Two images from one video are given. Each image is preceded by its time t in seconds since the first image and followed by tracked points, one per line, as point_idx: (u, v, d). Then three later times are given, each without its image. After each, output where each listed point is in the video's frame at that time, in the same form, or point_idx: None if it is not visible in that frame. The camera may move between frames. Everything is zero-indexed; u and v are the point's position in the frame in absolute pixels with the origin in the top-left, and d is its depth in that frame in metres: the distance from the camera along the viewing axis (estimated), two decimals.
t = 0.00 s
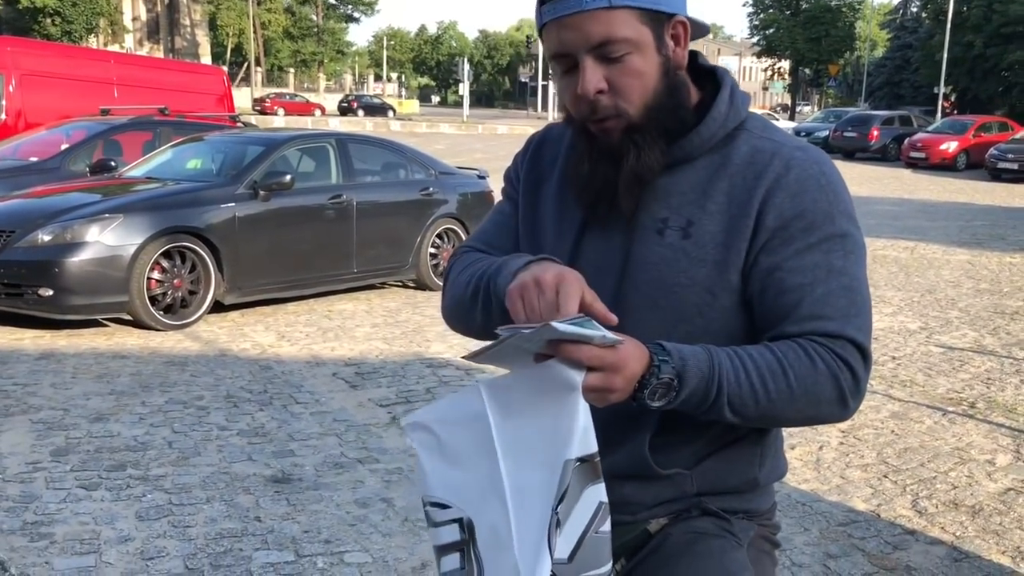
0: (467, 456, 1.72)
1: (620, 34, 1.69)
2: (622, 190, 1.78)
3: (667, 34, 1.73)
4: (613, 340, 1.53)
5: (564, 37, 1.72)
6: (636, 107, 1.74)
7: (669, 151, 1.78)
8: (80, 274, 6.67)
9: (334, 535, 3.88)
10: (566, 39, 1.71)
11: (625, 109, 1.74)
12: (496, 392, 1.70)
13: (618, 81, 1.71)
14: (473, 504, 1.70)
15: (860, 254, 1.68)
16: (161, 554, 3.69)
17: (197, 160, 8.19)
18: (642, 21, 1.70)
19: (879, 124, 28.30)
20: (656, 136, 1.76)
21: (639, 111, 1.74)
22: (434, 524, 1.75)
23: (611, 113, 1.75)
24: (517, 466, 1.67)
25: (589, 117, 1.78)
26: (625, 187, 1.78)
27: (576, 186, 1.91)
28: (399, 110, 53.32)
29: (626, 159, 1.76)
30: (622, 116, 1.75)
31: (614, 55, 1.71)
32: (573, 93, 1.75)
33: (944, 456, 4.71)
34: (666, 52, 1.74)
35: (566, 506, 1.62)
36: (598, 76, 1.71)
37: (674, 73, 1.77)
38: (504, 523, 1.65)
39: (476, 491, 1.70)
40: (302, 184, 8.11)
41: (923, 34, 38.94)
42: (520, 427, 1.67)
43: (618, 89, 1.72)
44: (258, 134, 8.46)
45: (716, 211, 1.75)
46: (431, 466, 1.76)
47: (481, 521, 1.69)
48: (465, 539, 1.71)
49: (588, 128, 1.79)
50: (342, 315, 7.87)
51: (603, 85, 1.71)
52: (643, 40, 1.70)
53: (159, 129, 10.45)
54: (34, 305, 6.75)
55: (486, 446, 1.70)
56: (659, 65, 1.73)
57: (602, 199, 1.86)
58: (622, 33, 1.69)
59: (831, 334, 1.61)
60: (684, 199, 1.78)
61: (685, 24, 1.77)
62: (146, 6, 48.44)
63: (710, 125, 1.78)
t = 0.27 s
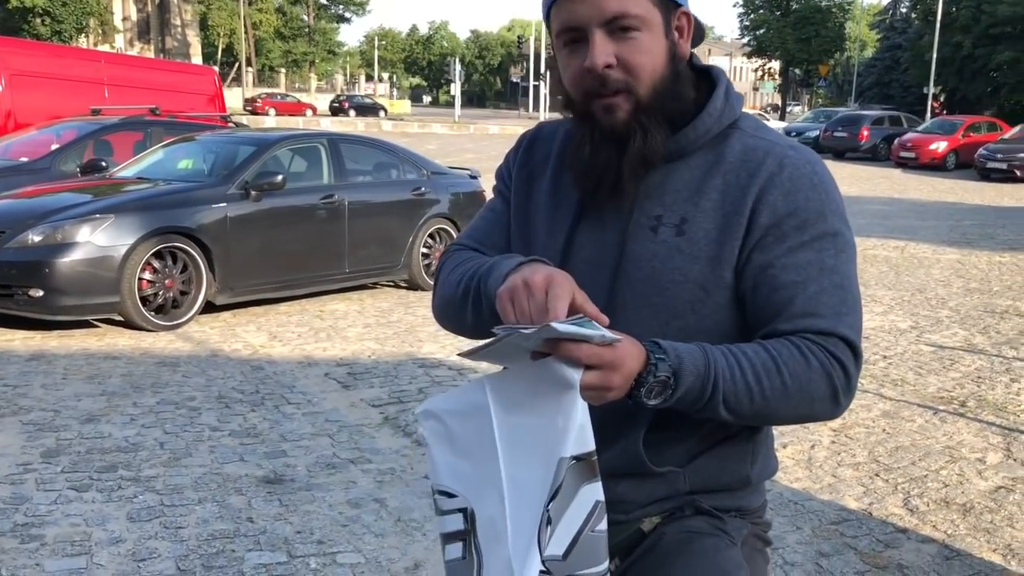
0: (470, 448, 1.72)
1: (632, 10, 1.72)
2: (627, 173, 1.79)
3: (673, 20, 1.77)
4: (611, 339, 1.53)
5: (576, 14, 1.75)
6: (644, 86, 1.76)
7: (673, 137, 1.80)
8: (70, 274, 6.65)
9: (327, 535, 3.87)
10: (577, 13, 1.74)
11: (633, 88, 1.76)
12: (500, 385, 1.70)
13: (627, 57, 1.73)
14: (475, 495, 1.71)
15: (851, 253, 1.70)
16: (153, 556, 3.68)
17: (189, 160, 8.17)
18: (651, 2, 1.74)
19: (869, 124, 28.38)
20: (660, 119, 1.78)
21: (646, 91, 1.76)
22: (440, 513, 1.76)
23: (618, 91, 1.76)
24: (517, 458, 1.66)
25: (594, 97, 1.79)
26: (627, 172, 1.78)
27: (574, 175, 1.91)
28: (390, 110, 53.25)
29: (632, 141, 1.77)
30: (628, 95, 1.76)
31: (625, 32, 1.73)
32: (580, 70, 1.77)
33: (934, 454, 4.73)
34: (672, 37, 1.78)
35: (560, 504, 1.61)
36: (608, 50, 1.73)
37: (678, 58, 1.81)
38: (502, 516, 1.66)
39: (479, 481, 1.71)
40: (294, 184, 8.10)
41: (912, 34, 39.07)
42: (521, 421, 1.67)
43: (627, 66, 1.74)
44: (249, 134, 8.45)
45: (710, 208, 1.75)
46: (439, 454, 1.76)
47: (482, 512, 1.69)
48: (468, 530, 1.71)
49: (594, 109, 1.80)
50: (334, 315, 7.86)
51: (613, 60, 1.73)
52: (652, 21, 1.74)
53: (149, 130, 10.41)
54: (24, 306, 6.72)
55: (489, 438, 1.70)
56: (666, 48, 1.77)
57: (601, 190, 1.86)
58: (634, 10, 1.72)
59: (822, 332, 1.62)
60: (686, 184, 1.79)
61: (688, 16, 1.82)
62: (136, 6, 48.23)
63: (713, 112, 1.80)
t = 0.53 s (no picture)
0: (464, 452, 1.71)
1: None
2: (624, 162, 1.79)
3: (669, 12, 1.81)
4: (610, 338, 1.54)
5: None
6: (642, 72, 1.78)
7: (668, 127, 1.82)
8: (58, 277, 6.62)
9: (320, 535, 3.87)
10: None
11: (631, 74, 1.78)
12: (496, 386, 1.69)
13: (627, 42, 1.76)
14: (471, 499, 1.69)
15: (841, 247, 1.71)
16: (145, 558, 3.67)
17: (176, 161, 8.15)
18: None
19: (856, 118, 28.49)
20: (656, 108, 1.79)
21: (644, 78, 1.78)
22: (435, 518, 1.74)
23: (617, 77, 1.79)
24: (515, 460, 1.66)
25: (594, 81, 1.80)
26: (623, 160, 1.79)
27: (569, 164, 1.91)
28: (376, 109, 53.14)
29: (628, 129, 1.78)
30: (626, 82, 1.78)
31: (626, 17, 1.76)
32: (581, 54, 1.79)
33: (924, 446, 4.76)
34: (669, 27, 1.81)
35: (563, 505, 1.62)
36: (609, 35, 1.75)
37: (672, 48, 1.84)
38: (502, 518, 1.64)
39: (475, 484, 1.69)
40: (281, 184, 8.08)
41: (897, 29, 39.22)
42: (519, 422, 1.66)
43: (626, 50, 1.76)
44: (236, 134, 8.42)
45: (703, 202, 1.76)
46: (430, 458, 1.75)
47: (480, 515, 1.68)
48: (465, 534, 1.70)
49: (592, 95, 1.82)
50: (324, 315, 7.85)
51: (613, 45, 1.75)
52: (653, 8, 1.76)
53: (136, 131, 10.37)
54: (12, 309, 6.69)
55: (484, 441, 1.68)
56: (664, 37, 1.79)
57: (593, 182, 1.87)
58: None
59: (815, 325, 1.63)
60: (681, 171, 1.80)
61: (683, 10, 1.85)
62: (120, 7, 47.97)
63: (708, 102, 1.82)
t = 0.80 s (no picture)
0: (444, 459, 1.69)
1: None
2: (624, 149, 1.79)
3: None
4: (595, 334, 1.54)
5: None
6: (642, 59, 1.79)
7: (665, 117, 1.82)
8: (38, 279, 6.57)
9: (309, 533, 3.87)
10: None
11: (631, 60, 1.78)
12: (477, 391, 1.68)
13: (627, 28, 1.76)
14: (457, 507, 1.68)
15: (827, 242, 1.72)
16: (134, 560, 3.66)
17: (155, 159, 8.10)
18: None
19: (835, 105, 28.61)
20: (655, 96, 1.80)
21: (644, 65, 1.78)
22: (414, 532, 1.73)
23: (616, 63, 1.79)
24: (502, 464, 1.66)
25: (593, 67, 1.80)
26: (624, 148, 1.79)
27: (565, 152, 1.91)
28: (356, 103, 52.92)
29: (629, 116, 1.78)
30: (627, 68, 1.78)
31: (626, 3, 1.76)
32: (581, 39, 1.78)
33: (908, 430, 4.80)
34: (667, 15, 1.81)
35: (555, 501, 1.63)
36: (609, 21, 1.75)
37: (669, 38, 1.84)
38: (491, 524, 1.64)
39: (460, 492, 1.68)
40: (262, 181, 8.04)
41: (874, 15, 39.39)
42: (504, 426, 1.66)
43: (626, 37, 1.77)
44: (216, 131, 8.37)
45: (692, 196, 1.77)
46: (405, 471, 1.72)
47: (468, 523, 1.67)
48: (450, 545, 1.69)
49: (589, 82, 1.81)
50: (308, 312, 7.82)
51: (612, 31, 1.76)
52: None
53: (114, 130, 10.30)
54: None
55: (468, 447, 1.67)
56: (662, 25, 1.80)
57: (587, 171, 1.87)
58: None
59: (800, 321, 1.64)
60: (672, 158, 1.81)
61: None
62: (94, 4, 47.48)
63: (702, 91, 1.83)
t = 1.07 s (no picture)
0: (429, 446, 1.71)
1: None
2: (610, 139, 1.79)
3: None
4: (584, 321, 1.55)
5: None
6: (627, 48, 1.80)
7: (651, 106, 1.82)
8: (15, 274, 6.51)
9: (295, 524, 3.86)
10: None
11: (617, 50, 1.79)
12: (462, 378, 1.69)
13: (613, 18, 1.77)
14: (444, 493, 1.69)
15: (811, 227, 1.73)
16: (119, 554, 3.64)
17: (131, 153, 8.03)
18: None
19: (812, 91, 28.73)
20: (641, 85, 1.80)
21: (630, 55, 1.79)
22: (398, 519, 1.75)
23: (602, 53, 1.79)
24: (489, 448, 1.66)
25: (580, 57, 1.80)
26: (611, 137, 1.79)
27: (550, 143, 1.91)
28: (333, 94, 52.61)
29: (615, 107, 1.78)
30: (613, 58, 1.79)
31: None
32: (567, 29, 1.79)
33: (889, 412, 4.84)
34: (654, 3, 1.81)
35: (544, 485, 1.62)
36: (595, 11, 1.76)
37: (657, 26, 1.84)
38: (477, 510, 1.65)
39: (446, 478, 1.69)
40: (241, 173, 7.99)
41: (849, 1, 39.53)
42: (489, 410, 1.67)
43: (612, 27, 1.78)
44: (193, 123, 8.31)
45: (679, 180, 1.77)
46: (387, 461, 1.75)
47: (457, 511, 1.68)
48: (435, 531, 1.70)
49: (576, 71, 1.82)
50: (289, 304, 7.79)
51: (599, 22, 1.77)
52: None
53: (89, 123, 10.19)
54: None
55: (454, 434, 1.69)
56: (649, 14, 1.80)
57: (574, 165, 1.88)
58: None
59: (786, 306, 1.65)
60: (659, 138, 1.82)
61: None
62: None
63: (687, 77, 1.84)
